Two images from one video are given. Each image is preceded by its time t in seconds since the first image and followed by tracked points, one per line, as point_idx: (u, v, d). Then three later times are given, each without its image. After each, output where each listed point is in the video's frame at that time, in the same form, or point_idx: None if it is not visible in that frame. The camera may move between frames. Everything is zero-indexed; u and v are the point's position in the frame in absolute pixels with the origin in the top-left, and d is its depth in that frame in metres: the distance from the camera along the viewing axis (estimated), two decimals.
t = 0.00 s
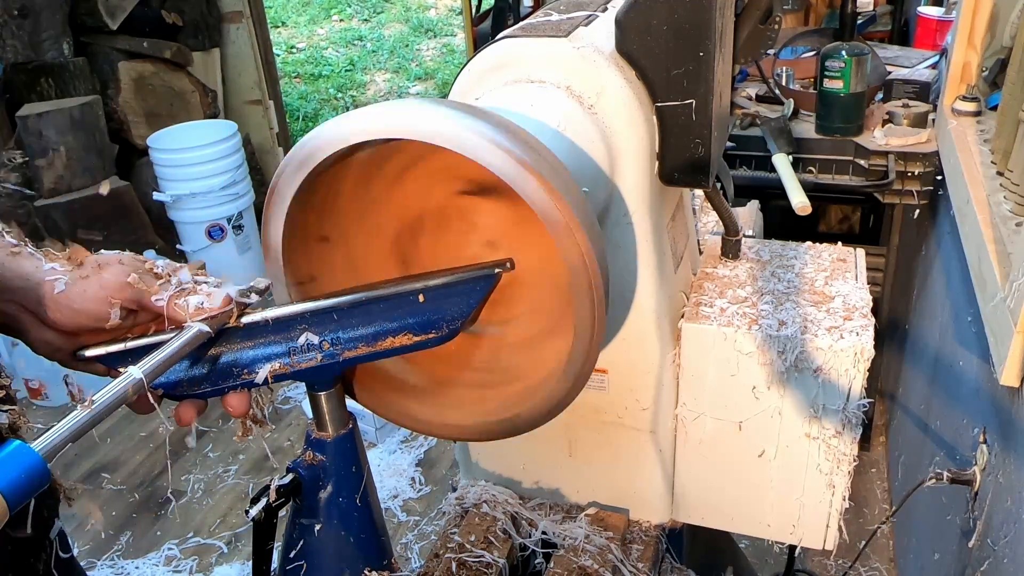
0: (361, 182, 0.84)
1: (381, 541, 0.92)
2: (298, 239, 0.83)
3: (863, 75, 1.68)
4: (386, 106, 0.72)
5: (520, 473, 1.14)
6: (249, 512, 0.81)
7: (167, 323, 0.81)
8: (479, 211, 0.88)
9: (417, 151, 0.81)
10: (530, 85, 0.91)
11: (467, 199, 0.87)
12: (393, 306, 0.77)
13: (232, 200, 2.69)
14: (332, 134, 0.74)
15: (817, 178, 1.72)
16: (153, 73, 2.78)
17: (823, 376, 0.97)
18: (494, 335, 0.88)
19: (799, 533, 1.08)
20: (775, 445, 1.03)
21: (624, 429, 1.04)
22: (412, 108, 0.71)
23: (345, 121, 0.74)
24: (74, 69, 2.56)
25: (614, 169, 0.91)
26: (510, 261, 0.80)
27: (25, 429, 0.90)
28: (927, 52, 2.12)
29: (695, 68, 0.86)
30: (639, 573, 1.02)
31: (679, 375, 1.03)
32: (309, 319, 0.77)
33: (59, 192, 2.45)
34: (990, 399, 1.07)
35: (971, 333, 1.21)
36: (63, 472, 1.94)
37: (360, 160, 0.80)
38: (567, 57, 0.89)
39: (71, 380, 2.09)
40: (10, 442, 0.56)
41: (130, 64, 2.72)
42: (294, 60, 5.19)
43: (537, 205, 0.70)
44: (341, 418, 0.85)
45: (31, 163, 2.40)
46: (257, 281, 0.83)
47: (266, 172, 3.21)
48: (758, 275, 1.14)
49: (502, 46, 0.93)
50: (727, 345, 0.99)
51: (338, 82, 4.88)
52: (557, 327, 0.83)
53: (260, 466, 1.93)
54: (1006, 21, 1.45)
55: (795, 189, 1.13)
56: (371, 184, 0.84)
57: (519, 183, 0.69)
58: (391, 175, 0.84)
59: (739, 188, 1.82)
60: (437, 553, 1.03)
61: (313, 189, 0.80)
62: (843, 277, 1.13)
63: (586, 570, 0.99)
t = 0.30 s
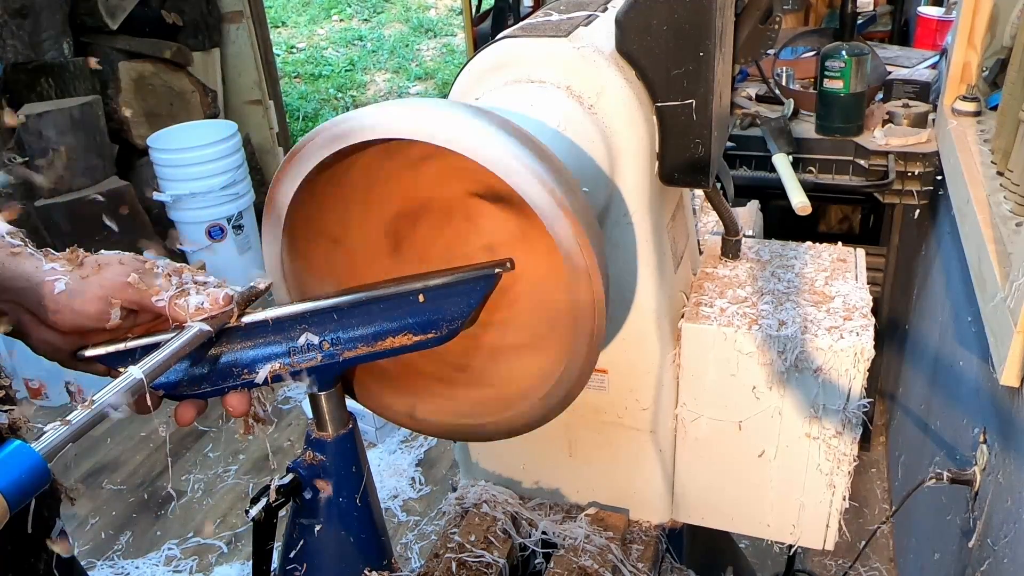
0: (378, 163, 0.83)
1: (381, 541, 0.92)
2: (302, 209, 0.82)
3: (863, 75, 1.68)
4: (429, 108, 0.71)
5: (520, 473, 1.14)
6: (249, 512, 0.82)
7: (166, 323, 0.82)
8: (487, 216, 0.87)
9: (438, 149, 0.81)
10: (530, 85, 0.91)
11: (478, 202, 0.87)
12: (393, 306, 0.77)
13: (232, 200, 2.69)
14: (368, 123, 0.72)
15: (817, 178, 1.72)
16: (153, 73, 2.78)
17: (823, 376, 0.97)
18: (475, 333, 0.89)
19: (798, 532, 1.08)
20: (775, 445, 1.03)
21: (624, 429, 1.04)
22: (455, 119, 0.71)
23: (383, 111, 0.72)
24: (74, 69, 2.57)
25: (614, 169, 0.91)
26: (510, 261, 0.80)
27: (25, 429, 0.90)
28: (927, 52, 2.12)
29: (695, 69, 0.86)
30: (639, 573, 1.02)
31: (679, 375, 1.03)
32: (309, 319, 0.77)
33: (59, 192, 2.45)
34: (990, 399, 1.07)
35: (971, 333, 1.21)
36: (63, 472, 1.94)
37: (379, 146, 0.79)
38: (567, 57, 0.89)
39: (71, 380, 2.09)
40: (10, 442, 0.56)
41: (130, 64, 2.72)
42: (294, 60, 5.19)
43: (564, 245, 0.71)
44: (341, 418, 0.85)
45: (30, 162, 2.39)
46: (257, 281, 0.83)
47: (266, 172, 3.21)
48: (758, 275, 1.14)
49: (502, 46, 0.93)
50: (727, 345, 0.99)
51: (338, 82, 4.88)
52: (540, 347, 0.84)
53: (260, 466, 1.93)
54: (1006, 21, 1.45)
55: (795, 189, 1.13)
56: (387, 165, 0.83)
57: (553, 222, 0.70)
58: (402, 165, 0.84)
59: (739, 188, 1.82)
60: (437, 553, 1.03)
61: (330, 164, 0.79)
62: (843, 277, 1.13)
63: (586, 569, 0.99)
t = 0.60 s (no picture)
0: (395, 152, 0.82)
1: (381, 541, 0.92)
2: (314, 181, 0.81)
3: (863, 74, 1.68)
4: (467, 119, 0.71)
5: (520, 473, 1.14)
6: (249, 512, 0.82)
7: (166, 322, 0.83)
8: (492, 222, 0.86)
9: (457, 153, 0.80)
10: (530, 85, 0.91)
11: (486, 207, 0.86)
12: (394, 306, 0.77)
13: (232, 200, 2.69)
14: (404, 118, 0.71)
15: (817, 178, 1.72)
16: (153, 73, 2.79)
17: (823, 376, 0.97)
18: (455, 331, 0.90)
19: (799, 533, 1.08)
20: (775, 445, 1.03)
21: (624, 429, 1.04)
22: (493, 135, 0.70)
23: (419, 111, 0.71)
24: (74, 69, 2.58)
25: (614, 169, 0.91)
26: (510, 260, 0.80)
27: (25, 429, 0.90)
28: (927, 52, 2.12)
29: (695, 68, 0.86)
30: (640, 573, 1.02)
31: (679, 375, 1.03)
32: (309, 319, 0.77)
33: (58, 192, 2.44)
34: (990, 399, 1.07)
35: (971, 333, 1.21)
36: (63, 472, 1.94)
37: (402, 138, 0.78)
38: (567, 57, 0.89)
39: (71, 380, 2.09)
40: (10, 442, 0.56)
41: (130, 64, 2.73)
42: (294, 60, 5.19)
43: (580, 283, 0.73)
44: (341, 418, 0.85)
45: (31, 162, 2.40)
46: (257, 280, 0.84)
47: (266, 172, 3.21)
48: (758, 275, 1.14)
49: (502, 46, 0.93)
50: (727, 345, 0.99)
51: (338, 82, 4.88)
52: (524, 363, 0.86)
53: (260, 466, 1.93)
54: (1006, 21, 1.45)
55: (795, 189, 1.13)
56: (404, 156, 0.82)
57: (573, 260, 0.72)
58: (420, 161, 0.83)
59: (739, 188, 1.82)
60: (437, 553, 1.03)
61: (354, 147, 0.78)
62: (843, 277, 1.13)
63: (586, 570, 0.99)
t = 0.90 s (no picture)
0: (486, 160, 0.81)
1: (381, 541, 0.92)
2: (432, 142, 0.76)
3: (863, 75, 1.68)
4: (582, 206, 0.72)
5: (520, 472, 1.14)
6: (249, 512, 0.82)
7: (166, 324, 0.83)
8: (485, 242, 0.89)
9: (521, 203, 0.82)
10: (531, 85, 0.91)
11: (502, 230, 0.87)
12: (394, 307, 0.77)
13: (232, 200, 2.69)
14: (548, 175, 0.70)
15: (817, 178, 1.72)
16: (153, 73, 2.79)
17: (823, 376, 0.97)
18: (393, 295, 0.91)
19: (799, 533, 1.08)
20: (775, 445, 1.03)
21: (625, 429, 1.04)
22: (566, 201, 0.70)
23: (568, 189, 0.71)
24: (74, 69, 2.56)
25: (614, 169, 0.91)
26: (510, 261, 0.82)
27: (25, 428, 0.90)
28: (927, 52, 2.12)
29: (695, 68, 0.86)
30: (639, 573, 1.02)
31: (679, 375, 1.03)
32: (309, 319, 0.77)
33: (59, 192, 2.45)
34: (990, 399, 1.07)
35: (971, 333, 1.21)
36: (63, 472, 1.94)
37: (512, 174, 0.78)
38: (567, 56, 0.89)
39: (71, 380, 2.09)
40: (12, 442, 0.56)
41: (130, 64, 2.73)
42: (294, 60, 5.19)
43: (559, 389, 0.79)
44: (341, 418, 0.85)
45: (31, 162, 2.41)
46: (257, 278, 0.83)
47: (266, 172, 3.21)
48: (758, 275, 1.14)
49: (502, 46, 0.93)
50: (727, 345, 0.99)
51: (338, 82, 4.88)
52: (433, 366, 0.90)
53: (260, 466, 1.93)
54: (1005, 24, 1.42)
55: (795, 189, 1.13)
56: (430, 148, 0.82)
57: (584, 344, 0.76)
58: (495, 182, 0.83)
59: (739, 188, 1.82)
60: (437, 553, 1.03)
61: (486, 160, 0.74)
62: (843, 277, 1.13)
63: (586, 569, 0.99)
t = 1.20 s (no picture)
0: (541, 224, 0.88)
1: (381, 541, 0.92)
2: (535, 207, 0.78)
3: (863, 75, 1.68)
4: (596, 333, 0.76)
5: (519, 472, 1.14)
6: (249, 512, 0.82)
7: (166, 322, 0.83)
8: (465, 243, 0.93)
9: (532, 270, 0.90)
10: (531, 85, 0.91)
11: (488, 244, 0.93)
12: (394, 307, 0.77)
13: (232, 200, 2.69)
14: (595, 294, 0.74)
15: (817, 178, 1.72)
16: (153, 73, 2.79)
17: (823, 376, 0.97)
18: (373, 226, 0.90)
19: (799, 532, 1.07)
20: (775, 445, 1.03)
21: (625, 429, 1.04)
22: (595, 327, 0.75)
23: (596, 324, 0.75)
24: (74, 69, 2.56)
25: (614, 169, 0.91)
26: (510, 260, 0.80)
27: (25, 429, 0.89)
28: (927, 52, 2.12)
29: (695, 68, 0.86)
30: (639, 573, 1.02)
31: (679, 375, 1.03)
32: (309, 319, 0.77)
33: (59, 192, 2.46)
34: (990, 399, 1.07)
35: (971, 333, 1.21)
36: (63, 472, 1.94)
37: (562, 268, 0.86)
38: (567, 56, 0.90)
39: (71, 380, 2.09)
40: (14, 442, 0.56)
41: (130, 64, 2.73)
42: (294, 60, 5.19)
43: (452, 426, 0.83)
44: (341, 418, 0.85)
45: (30, 161, 2.43)
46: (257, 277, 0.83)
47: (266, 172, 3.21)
48: (758, 275, 1.14)
49: (502, 46, 0.93)
50: (727, 344, 0.99)
51: (338, 82, 4.88)
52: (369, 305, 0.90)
53: (260, 466, 1.93)
54: (1006, 21, 1.43)
55: (795, 189, 1.13)
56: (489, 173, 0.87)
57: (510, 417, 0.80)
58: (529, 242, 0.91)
59: (739, 189, 1.82)
60: (437, 553, 1.03)
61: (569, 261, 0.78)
62: (843, 277, 1.13)
63: (586, 569, 0.99)
